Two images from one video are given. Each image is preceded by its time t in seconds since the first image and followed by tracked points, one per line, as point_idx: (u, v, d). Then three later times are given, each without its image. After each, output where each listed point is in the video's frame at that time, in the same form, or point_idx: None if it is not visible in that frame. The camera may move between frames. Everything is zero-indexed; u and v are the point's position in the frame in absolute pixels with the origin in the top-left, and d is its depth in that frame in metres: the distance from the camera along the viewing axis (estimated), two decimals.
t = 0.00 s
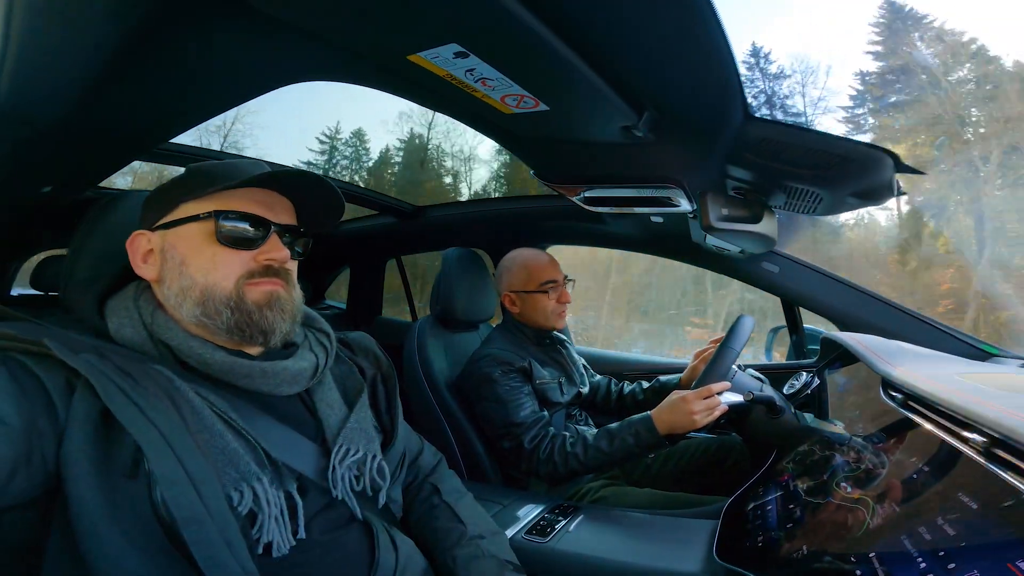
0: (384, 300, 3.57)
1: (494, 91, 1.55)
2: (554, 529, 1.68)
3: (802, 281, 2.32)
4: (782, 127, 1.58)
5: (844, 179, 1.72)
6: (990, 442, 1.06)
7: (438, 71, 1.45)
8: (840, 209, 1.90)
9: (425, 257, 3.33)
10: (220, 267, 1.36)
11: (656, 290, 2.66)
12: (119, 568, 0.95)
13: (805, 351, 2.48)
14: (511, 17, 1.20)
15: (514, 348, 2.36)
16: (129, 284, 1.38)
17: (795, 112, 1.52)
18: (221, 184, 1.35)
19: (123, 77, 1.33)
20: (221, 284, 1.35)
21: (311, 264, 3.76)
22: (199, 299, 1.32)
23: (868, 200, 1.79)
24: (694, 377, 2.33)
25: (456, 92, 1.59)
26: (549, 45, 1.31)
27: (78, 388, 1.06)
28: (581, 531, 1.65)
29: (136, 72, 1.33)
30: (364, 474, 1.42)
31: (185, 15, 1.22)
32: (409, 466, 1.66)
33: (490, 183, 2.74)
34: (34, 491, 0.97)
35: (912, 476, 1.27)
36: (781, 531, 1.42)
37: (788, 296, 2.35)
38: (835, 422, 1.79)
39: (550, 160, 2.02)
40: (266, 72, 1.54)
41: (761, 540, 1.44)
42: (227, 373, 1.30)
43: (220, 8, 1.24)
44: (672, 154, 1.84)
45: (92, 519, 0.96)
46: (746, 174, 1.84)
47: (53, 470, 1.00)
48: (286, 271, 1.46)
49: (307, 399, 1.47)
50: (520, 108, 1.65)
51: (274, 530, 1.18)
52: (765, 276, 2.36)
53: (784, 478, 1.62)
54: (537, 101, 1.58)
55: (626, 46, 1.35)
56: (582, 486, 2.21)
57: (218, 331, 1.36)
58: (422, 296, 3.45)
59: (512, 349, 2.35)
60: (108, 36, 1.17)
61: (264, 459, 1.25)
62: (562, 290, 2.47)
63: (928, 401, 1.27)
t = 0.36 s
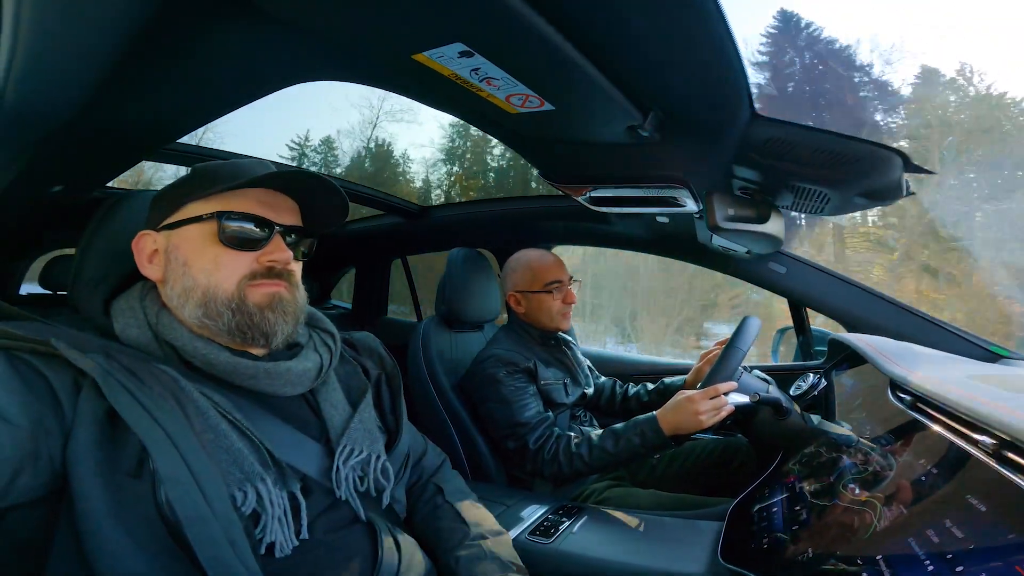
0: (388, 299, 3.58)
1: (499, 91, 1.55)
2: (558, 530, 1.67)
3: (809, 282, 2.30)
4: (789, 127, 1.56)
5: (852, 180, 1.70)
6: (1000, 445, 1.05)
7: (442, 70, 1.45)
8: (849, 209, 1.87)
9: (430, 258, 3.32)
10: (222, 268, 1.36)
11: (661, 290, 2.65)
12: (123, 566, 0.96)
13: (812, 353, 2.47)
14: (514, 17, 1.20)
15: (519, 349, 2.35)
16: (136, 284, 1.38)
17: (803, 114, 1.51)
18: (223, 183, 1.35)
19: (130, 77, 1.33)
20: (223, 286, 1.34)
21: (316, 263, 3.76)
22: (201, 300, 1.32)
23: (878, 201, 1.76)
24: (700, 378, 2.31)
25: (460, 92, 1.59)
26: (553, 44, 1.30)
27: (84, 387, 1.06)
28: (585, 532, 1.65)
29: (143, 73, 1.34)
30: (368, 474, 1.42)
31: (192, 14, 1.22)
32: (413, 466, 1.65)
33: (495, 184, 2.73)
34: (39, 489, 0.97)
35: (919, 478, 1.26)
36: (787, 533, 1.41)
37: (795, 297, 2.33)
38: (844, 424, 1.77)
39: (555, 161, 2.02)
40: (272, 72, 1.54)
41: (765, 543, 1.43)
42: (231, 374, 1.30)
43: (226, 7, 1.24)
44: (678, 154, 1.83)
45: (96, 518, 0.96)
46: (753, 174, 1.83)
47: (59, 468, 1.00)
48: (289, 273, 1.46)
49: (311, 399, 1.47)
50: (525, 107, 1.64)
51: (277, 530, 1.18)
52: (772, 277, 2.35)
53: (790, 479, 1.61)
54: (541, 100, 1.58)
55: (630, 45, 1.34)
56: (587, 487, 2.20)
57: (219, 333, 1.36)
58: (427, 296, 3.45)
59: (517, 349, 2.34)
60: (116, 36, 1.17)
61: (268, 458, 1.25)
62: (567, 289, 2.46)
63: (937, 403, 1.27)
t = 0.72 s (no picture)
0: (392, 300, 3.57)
1: (500, 89, 1.54)
2: (562, 530, 1.67)
3: (814, 279, 2.28)
4: (794, 125, 1.55)
5: (857, 176, 1.67)
6: (1010, 442, 1.06)
7: (442, 68, 1.44)
8: (855, 205, 1.85)
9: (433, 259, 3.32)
10: (223, 269, 1.36)
11: (666, 289, 2.64)
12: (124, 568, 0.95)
13: (818, 351, 2.45)
14: (515, 15, 1.19)
15: (522, 349, 2.34)
16: (138, 286, 1.38)
17: (807, 111, 1.50)
18: (222, 184, 1.34)
19: (131, 78, 1.33)
20: (225, 287, 1.34)
21: (321, 264, 3.77)
22: (203, 301, 1.32)
23: (882, 196, 1.74)
24: (704, 379, 2.30)
25: (461, 90, 1.58)
26: (554, 42, 1.30)
27: (86, 389, 1.06)
28: (589, 532, 1.64)
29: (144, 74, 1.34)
30: (370, 476, 1.41)
31: (191, 14, 1.22)
32: (416, 466, 1.65)
33: (499, 184, 2.72)
34: (40, 491, 0.97)
35: (928, 477, 1.24)
36: (794, 533, 1.40)
37: (801, 296, 2.31)
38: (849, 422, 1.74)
39: (558, 160, 2.01)
40: (273, 72, 1.54)
41: (773, 543, 1.41)
42: (232, 376, 1.30)
43: (226, 7, 1.24)
44: (682, 152, 1.82)
45: (97, 521, 0.96)
46: (756, 171, 1.81)
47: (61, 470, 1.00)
48: (290, 273, 1.46)
49: (312, 399, 1.47)
50: (526, 105, 1.64)
51: (278, 532, 1.17)
52: (776, 275, 2.33)
53: (797, 477, 1.59)
54: (542, 98, 1.58)
55: (632, 43, 1.33)
56: (591, 487, 2.19)
57: (222, 333, 1.36)
58: (430, 296, 3.43)
59: (520, 350, 2.33)
60: (116, 37, 1.17)
61: (269, 460, 1.25)
62: (574, 290, 2.45)
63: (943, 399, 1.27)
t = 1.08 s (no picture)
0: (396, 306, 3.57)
1: (515, 110, 1.57)
2: (564, 536, 1.69)
3: (816, 291, 2.31)
4: (802, 144, 1.58)
5: (863, 194, 1.66)
6: (1000, 459, 1.08)
7: (459, 89, 1.47)
8: (859, 224, 1.85)
9: (436, 264, 3.32)
10: (277, 277, 1.41)
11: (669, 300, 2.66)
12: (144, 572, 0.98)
13: (818, 362, 2.47)
14: (529, 36, 1.22)
15: (527, 357, 2.36)
16: (154, 295, 1.40)
17: (813, 131, 1.52)
18: (274, 198, 1.40)
19: (153, 92, 1.36)
20: (280, 294, 1.40)
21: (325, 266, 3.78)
22: (259, 308, 1.37)
23: (887, 216, 1.75)
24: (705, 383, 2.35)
25: (474, 109, 1.61)
26: (566, 62, 1.32)
27: (107, 400, 1.08)
28: (592, 539, 1.67)
29: (166, 87, 1.36)
30: (380, 483, 1.44)
31: (212, 30, 1.24)
32: (422, 473, 1.67)
33: (505, 192, 2.75)
34: (64, 500, 0.99)
35: (923, 490, 1.26)
36: (792, 542, 1.43)
37: (803, 308, 2.34)
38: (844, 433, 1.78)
39: (565, 173, 2.03)
40: (288, 85, 1.56)
41: (770, 551, 1.45)
42: (248, 385, 1.33)
43: (248, 23, 1.27)
44: (688, 171, 1.84)
45: (120, 527, 0.99)
46: (763, 189, 1.80)
47: (84, 479, 1.02)
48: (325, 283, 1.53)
49: (324, 409, 1.49)
50: (540, 126, 1.66)
51: (293, 538, 1.20)
52: (779, 287, 2.36)
53: (794, 489, 1.62)
54: (557, 120, 1.60)
55: (643, 64, 1.36)
56: (591, 493, 2.21)
57: (274, 338, 1.40)
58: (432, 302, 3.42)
59: (525, 358, 2.35)
60: (143, 53, 1.20)
61: (284, 468, 1.28)
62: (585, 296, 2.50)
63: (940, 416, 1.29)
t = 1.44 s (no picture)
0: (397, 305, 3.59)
1: (515, 110, 1.59)
2: (565, 535, 1.70)
3: (816, 291, 2.33)
4: (800, 146, 1.58)
5: (860, 196, 1.64)
6: (998, 455, 1.09)
7: (460, 90, 1.49)
8: (856, 224, 1.85)
9: (438, 263, 3.35)
10: (336, 296, 1.48)
11: (669, 300, 2.67)
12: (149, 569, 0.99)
13: (818, 362, 2.47)
14: (531, 39, 1.24)
15: (526, 357, 2.37)
16: (162, 293, 1.40)
17: (811, 132, 1.54)
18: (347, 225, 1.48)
19: (159, 94, 1.38)
20: (337, 312, 1.48)
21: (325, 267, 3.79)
22: (319, 323, 1.43)
23: (885, 217, 1.73)
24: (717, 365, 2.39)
25: (475, 110, 1.63)
26: (567, 65, 1.34)
27: (115, 398, 1.09)
28: (592, 537, 1.67)
29: (172, 89, 1.38)
30: (381, 482, 1.45)
31: (218, 32, 1.25)
32: (423, 472, 1.68)
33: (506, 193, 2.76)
34: (71, 496, 1.00)
35: (922, 488, 1.27)
36: (792, 540, 1.44)
37: (802, 307, 2.36)
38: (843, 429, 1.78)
39: (566, 173, 2.05)
40: (293, 88, 1.58)
41: (772, 550, 1.46)
42: (258, 383, 1.34)
43: (254, 25, 1.28)
44: (687, 170, 1.86)
45: (125, 524, 1.00)
46: (759, 190, 1.81)
47: (90, 476, 1.03)
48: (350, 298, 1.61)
49: (328, 410, 1.50)
50: (540, 126, 1.67)
51: (296, 537, 1.21)
52: (778, 287, 2.37)
53: (794, 487, 1.63)
54: (557, 120, 1.61)
55: (644, 66, 1.38)
56: (591, 494, 2.22)
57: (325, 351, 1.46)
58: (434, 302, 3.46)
59: (524, 357, 2.36)
60: (151, 54, 1.21)
61: (289, 468, 1.29)
62: (580, 297, 2.50)
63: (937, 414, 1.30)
